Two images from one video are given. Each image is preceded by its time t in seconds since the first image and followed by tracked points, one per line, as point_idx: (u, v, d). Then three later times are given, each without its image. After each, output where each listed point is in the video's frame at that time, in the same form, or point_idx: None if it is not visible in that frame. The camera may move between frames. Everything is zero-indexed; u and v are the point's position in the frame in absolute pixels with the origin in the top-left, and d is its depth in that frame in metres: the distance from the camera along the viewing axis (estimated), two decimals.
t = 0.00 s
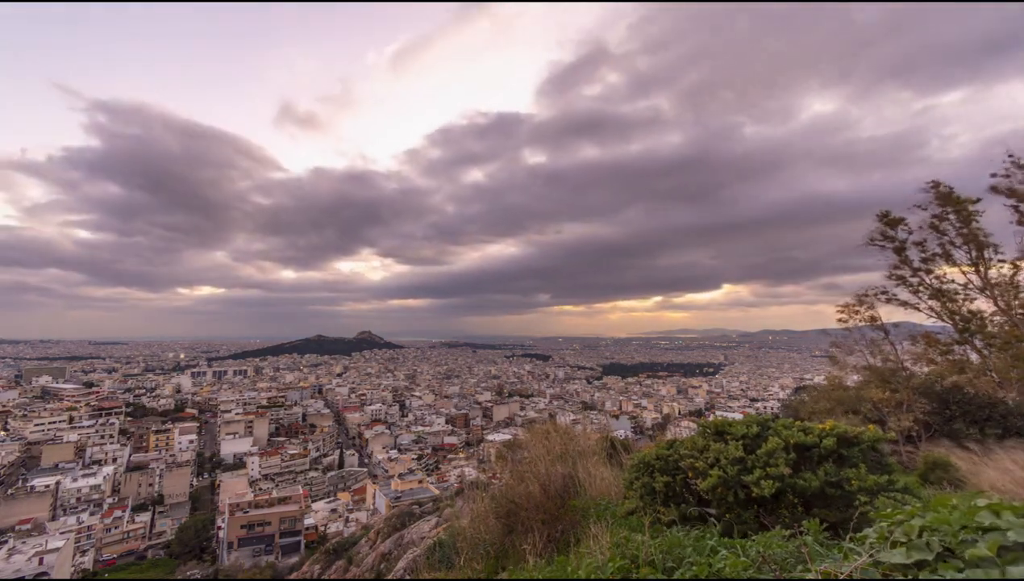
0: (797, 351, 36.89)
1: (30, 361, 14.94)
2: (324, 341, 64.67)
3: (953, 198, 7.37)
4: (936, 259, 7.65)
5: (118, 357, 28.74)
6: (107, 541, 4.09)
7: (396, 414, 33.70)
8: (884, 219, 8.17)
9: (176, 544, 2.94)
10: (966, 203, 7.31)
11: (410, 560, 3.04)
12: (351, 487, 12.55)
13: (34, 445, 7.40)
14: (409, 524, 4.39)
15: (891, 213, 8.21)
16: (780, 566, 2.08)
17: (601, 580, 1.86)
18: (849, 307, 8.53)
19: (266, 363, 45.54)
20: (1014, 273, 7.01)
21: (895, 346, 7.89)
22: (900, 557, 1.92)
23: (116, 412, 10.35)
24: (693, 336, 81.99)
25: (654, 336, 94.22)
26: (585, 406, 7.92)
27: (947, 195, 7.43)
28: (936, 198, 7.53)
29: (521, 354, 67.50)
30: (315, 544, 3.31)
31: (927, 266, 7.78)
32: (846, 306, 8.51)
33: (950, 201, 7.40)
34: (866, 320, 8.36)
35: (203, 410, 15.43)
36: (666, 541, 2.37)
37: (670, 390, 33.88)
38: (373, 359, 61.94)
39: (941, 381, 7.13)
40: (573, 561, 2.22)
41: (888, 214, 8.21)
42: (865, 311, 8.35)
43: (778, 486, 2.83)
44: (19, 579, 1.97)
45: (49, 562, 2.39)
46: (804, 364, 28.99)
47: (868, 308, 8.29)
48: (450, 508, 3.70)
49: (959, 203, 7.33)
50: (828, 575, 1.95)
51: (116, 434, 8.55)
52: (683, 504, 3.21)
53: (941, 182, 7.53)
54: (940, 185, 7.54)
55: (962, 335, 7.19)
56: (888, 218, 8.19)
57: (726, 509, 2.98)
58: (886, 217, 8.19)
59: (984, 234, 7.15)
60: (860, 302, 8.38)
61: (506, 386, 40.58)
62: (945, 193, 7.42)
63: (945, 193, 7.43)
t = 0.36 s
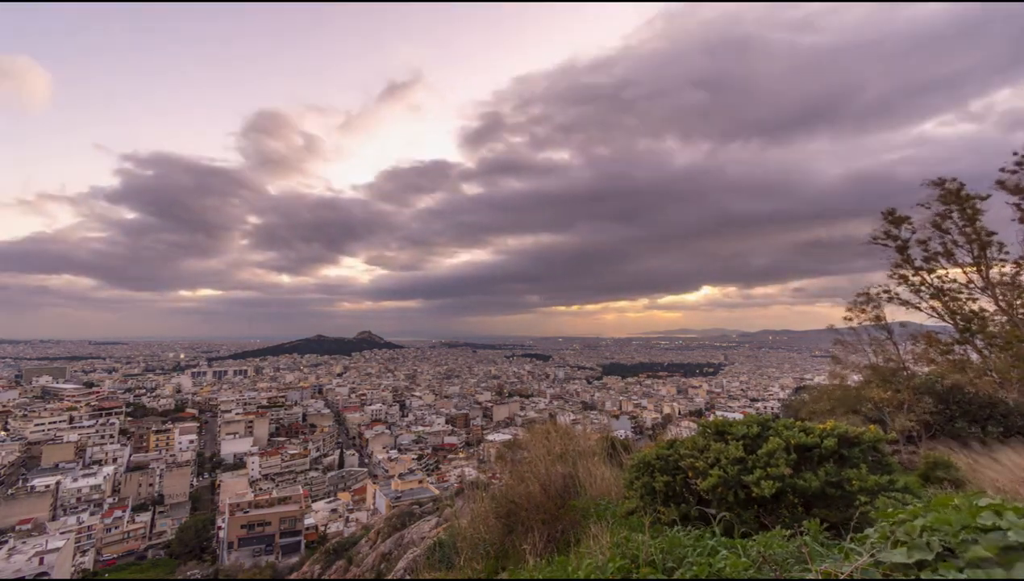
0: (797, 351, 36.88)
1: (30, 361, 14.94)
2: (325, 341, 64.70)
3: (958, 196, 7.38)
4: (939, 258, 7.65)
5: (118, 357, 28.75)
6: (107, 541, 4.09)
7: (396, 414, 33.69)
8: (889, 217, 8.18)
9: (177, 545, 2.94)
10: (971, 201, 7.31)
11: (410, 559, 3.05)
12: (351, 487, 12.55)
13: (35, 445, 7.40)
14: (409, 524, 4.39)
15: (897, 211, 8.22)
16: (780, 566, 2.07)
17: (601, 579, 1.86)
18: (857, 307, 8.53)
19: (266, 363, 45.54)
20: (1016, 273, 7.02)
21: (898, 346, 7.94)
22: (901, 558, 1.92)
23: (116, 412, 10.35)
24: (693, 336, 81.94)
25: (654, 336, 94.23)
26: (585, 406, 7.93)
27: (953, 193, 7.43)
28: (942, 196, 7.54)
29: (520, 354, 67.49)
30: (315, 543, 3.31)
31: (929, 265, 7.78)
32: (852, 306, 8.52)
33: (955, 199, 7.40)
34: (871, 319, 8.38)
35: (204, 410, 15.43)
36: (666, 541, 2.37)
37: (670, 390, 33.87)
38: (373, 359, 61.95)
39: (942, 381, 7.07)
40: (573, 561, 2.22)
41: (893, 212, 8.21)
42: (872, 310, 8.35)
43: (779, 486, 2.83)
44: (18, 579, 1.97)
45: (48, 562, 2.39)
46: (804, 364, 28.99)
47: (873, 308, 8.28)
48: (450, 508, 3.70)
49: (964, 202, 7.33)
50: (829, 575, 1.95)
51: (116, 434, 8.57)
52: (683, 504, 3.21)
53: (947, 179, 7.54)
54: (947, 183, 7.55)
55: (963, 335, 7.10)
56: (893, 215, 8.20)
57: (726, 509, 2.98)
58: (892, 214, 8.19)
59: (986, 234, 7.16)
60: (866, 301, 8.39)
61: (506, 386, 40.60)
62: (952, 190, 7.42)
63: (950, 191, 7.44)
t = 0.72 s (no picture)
0: (797, 351, 36.87)
1: (30, 361, 14.95)
2: (325, 341, 64.70)
3: (945, 201, 7.37)
4: (934, 261, 7.64)
5: (118, 357, 28.76)
6: (107, 541, 4.09)
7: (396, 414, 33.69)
8: (879, 223, 8.17)
9: (176, 545, 2.94)
10: (959, 204, 7.30)
11: (410, 559, 3.05)
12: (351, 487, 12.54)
13: (34, 445, 7.39)
14: (409, 525, 4.39)
15: (886, 216, 8.20)
16: (780, 566, 2.07)
17: (602, 580, 1.85)
18: (848, 310, 8.49)
19: (266, 363, 45.56)
20: (1012, 272, 7.02)
21: (890, 346, 7.79)
22: (901, 558, 1.92)
23: (116, 412, 10.35)
24: (694, 336, 81.90)
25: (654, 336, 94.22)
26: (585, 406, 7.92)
27: (939, 197, 7.42)
28: (929, 201, 7.53)
29: (520, 354, 67.50)
30: (315, 544, 3.31)
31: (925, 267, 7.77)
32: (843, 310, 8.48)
33: (943, 204, 7.39)
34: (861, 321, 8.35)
35: (204, 410, 15.43)
36: (666, 541, 2.37)
37: (670, 390, 33.86)
38: (373, 359, 61.96)
39: (940, 382, 7.17)
40: (574, 562, 2.22)
41: (883, 217, 8.20)
42: (859, 312, 8.36)
43: (779, 487, 2.83)
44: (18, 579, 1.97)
45: (49, 562, 2.39)
46: (805, 364, 28.98)
47: (861, 310, 8.30)
48: (450, 507, 3.70)
49: (952, 205, 7.33)
50: (829, 575, 1.95)
51: (116, 434, 8.57)
52: (683, 504, 3.21)
53: (931, 185, 7.52)
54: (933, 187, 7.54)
55: (963, 336, 6.79)
56: (883, 220, 8.19)
57: (726, 508, 2.98)
58: (881, 220, 8.18)
59: (979, 235, 7.15)
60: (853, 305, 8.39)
61: (506, 386, 40.61)
62: (938, 195, 7.41)
63: (937, 195, 7.43)
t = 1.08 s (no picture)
0: (797, 351, 36.88)
1: (30, 361, 14.94)
2: (325, 341, 64.71)
3: (953, 198, 7.39)
4: (935, 259, 7.65)
5: (118, 357, 28.75)
6: (106, 541, 4.09)
7: (396, 414, 33.71)
8: (882, 219, 8.18)
9: (176, 545, 2.94)
10: (965, 202, 7.32)
11: (410, 559, 3.05)
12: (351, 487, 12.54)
13: (34, 445, 7.38)
14: (409, 525, 4.39)
15: (889, 213, 8.22)
16: (780, 566, 2.07)
17: (602, 579, 1.86)
18: (854, 307, 8.54)
19: (266, 363, 45.56)
20: (1013, 273, 7.06)
21: (896, 346, 7.99)
22: (899, 558, 1.92)
23: (116, 412, 10.35)
24: (694, 336, 81.83)
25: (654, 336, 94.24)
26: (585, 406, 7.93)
27: (946, 194, 7.44)
28: (937, 197, 7.53)
29: (520, 354, 67.52)
30: (315, 544, 3.32)
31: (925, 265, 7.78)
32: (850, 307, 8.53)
33: (950, 200, 7.40)
34: (870, 319, 8.43)
35: (204, 410, 15.43)
36: (666, 541, 2.38)
37: (670, 390, 33.86)
38: (373, 359, 61.97)
39: (942, 382, 6.94)
40: (573, 562, 2.22)
41: (886, 214, 8.22)
42: (869, 310, 8.37)
43: (778, 487, 2.83)
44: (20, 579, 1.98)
45: (49, 562, 2.39)
46: (804, 364, 29.00)
47: (873, 308, 8.28)
48: (450, 508, 3.71)
49: (957, 203, 7.34)
50: (828, 575, 1.95)
51: (116, 434, 8.57)
52: (683, 504, 3.21)
53: (940, 181, 7.54)
54: (939, 184, 7.56)
55: (962, 335, 7.42)
56: (886, 217, 8.20)
57: (726, 509, 2.98)
58: (884, 216, 8.19)
59: (983, 234, 7.16)
60: (864, 301, 8.37)
61: (506, 386, 40.63)
62: (945, 192, 7.43)
63: (943, 192, 7.44)
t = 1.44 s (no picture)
0: (797, 351, 36.91)
1: (30, 362, 14.94)
2: (325, 341, 64.70)
3: (957, 197, 7.39)
4: (938, 259, 7.65)
5: (118, 357, 28.77)
6: (107, 541, 4.09)
7: (396, 414, 33.69)
8: (886, 218, 8.18)
9: (176, 545, 2.94)
10: (969, 202, 7.32)
11: (410, 560, 3.05)
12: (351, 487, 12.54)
13: (34, 445, 7.37)
14: (409, 525, 4.39)
15: (894, 213, 8.22)
16: (780, 566, 2.07)
17: (602, 579, 1.86)
18: (856, 307, 8.53)
19: (266, 363, 45.58)
20: (1015, 273, 7.06)
21: (898, 346, 7.96)
22: (900, 558, 1.92)
23: (116, 412, 10.34)
24: (694, 336, 81.74)
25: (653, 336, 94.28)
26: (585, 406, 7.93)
27: (950, 194, 7.44)
28: (940, 196, 7.54)
29: (519, 354, 67.54)
30: (315, 544, 3.32)
31: (928, 265, 7.78)
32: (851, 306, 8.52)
33: (953, 200, 7.40)
34: (871, 319, 8.42)
35: (204, 410, 15.43)
36: (666, 541, 2.37)
37: (670, 390, 33.83)
38: (373, 359, 62.00)
39: (942, 381, 6.95)
40: (573, 561, 2.22)
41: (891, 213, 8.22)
42: (871, 310, 8.36)
43: (778, 486, 2.83)
44: (19, 579, 1.97)
45: (49, 562, 2.39)
46: (804, 364, 29.00)
47: (874, 308, 8.28)
48: (450, 508, 3.70)
49: (962, 202, 7.34)
50: (828, 575, 1.95)
51: (116, 434, 8.57)
52: (683, 504, 3.20)
53: (943, 181, 7.55)
54: (943, 184, 7.56)
55: (962, 336, 7.37)
56: (890, 217, 8.21)
57: (726, 509, 2.98)
58: (888, 216, 8.19)
59: (985, 234, 7.16)
60: (866, 301, 8.38)
61: (506, 386, 40.66)
62: (950, 191, 7.43)
63: (947, 191, 7.44)
